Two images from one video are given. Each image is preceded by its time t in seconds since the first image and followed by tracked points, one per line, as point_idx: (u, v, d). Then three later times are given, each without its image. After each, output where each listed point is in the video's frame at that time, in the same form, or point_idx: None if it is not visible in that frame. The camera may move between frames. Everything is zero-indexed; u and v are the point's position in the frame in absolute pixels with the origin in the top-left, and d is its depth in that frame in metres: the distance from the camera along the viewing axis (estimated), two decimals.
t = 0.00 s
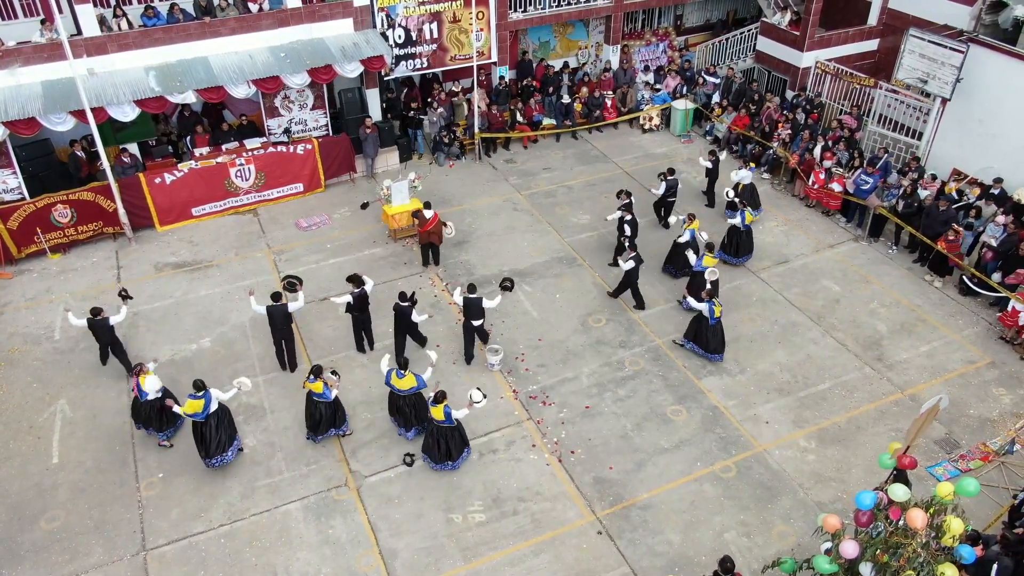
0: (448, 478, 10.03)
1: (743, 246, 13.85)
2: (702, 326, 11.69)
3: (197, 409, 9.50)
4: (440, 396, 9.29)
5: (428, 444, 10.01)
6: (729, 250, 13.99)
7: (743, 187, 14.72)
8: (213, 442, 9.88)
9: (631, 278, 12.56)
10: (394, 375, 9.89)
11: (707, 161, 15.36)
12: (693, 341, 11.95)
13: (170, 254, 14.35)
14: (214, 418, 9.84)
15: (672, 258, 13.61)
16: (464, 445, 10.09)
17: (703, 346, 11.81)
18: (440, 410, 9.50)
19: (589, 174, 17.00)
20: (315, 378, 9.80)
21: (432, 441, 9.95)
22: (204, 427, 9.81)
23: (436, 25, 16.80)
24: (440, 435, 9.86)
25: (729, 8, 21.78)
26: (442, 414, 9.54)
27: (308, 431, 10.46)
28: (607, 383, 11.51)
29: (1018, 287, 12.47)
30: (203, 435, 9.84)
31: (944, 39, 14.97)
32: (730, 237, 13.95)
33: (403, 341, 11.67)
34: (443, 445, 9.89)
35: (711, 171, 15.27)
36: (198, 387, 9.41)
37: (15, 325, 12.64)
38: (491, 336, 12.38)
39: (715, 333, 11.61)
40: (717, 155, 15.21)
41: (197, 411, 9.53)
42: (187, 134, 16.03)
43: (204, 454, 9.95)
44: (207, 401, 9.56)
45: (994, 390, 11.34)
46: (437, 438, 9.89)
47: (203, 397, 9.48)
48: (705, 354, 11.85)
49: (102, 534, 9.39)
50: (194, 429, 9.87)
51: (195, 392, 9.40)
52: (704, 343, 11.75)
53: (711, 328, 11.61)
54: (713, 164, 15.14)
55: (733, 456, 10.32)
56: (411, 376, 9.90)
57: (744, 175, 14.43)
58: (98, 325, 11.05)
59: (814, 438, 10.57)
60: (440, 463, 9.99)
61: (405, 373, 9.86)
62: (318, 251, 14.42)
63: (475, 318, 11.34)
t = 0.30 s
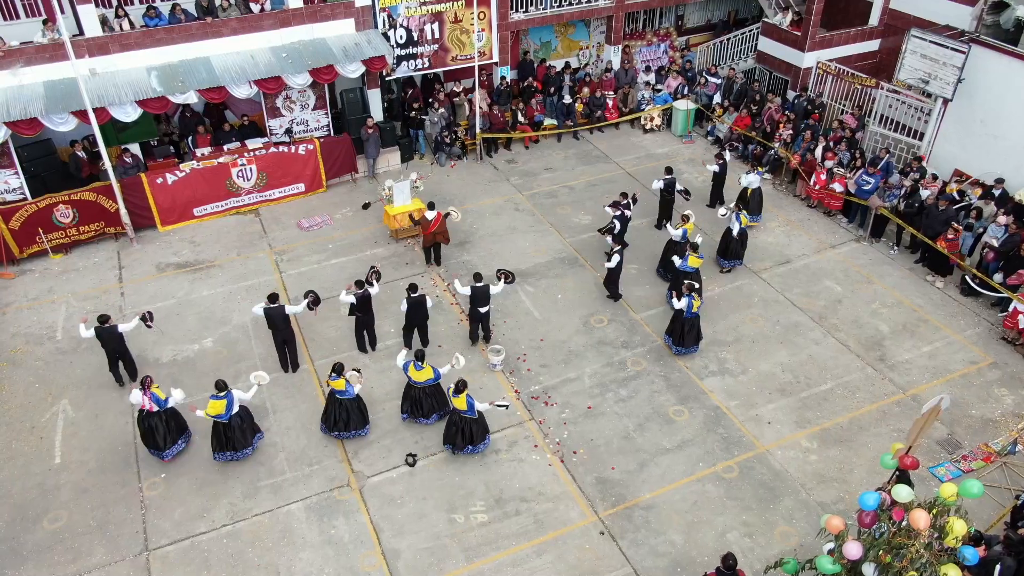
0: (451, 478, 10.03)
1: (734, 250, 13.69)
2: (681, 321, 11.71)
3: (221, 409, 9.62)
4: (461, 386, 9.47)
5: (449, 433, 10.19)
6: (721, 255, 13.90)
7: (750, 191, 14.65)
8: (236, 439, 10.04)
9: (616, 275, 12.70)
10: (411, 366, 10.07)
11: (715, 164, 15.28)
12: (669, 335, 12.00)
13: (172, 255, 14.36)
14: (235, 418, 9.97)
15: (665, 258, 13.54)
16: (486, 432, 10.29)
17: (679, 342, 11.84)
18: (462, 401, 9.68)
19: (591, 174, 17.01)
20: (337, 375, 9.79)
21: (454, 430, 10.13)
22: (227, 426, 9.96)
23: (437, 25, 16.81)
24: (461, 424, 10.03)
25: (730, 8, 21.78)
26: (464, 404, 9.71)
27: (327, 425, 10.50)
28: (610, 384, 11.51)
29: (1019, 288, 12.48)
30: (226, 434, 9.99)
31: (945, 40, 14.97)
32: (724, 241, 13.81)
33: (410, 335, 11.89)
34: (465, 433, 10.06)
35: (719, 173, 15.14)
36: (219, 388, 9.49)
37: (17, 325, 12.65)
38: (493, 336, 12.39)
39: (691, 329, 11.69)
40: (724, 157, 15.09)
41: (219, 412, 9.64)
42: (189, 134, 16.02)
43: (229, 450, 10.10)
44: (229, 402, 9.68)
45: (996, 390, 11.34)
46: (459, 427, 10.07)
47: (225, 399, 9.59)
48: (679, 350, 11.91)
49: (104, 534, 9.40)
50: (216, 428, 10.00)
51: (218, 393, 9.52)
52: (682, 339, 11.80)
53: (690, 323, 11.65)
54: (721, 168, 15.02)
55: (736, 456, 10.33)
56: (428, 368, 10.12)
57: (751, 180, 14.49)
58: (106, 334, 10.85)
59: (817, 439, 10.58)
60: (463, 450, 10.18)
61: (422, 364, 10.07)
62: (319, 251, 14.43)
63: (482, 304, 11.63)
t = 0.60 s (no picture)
0: (453, 478, 10.04)
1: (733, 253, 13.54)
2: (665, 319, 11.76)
3: (240, 417, 9.59)
4: (481, 373, 9.60)
5: (468, 423, 10.21)
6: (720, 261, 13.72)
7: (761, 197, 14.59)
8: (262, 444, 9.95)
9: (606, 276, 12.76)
10: (425, 359, 10.29)
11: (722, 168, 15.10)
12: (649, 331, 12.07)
13: (174, 255, 14.37)
14: (259, 424, 9.88)
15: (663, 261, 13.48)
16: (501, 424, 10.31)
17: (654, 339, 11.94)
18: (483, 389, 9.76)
19: (592, 174, 17.02)
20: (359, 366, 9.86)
21: (472, 420, 10.13)
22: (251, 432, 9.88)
23: (439, 26, 16.81)
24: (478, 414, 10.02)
25: (731, 8, 21.79)
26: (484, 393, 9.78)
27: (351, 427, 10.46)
28: (612, 384, 11.51)
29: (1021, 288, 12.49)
30: (252, 439, 9.90)
31: (947, 40, 14.95)
32: (720, 244, 13.68)
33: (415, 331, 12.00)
34: (483, 425, 10.06)
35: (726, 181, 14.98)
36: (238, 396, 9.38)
37: (19, 325, 12.65)
38: (495, 336, 12.40)
39: (671, 328, 11.76)
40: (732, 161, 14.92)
41: (240, 420, 9.60)
42: (191, 134, 16.03)
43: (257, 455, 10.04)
44: (249, 409, 9.63)
45: (998, 390, 11.35)
46: (476, 416, 10.06)
47: (244, 407, 9.54)
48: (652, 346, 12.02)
49: (108, 534, 9.41)
50: (241, 433, 9.92)
51: (236, 402, 9.45)
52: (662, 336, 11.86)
53: (673, 321, 11.72)
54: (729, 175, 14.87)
55: (738, 456, 10.34)
56: (444, 357, 10.34)
57: (761, 185, 14.36)
58: (115, 351, 10.53)
59: (819, 439, 10.58)
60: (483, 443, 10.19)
61: (437, 355, 10.29)
62: (322, 251, 14.44)
63: (483, 295, 11.90)
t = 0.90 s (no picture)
0: (455, 478, 10.04)
1: (731, 254, 13.52)
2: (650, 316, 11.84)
3: (256, 416, 9.41)
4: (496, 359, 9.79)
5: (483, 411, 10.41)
6: (718, 263, 13.69)
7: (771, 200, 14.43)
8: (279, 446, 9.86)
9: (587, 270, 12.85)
10: (436, 350, 10.43)
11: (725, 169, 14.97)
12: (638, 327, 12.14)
13: (176, 255, 14.38)
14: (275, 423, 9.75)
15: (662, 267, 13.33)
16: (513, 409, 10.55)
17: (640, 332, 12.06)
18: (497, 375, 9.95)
19: (593, 174, 17.03)
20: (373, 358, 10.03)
21: (487, 409, 10.34)
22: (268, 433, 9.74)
23: (441, 26, 16.82)
24: (495, 402, 10.23)
25: (732, 8, 21.80)
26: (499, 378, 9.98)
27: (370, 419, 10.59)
28: (614, 384, 11.52)
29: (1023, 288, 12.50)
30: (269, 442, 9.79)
31: (949, 40, 14.95)
32: (717, 246, 13.65)
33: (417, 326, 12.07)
34: (498, 412, 10.29)
35: (728, 179, 14.84)
36: (251, 396, 9.26)
37: (21, 325, 12.67)
38: (497, 336, 12.41)
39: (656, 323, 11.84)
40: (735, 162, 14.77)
41: (255, 418, 9.43)
42: (193, 134, 16.03)
43: (274, 459, 9.96)
44: (264, 408, 9.47)
45: (999, 391, 11.35)
46: (492, 403, 10.27)
47: (259, 406, 9.38)
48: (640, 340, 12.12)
49: (110, 533, 9.42)
50: (258, 437, 9.80)
51: (252, 400, 9.31)
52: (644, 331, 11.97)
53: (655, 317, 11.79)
54: (733, 173, 14.68)
55: (739, 455, 10.34)
56: (452, 346, 10.45)
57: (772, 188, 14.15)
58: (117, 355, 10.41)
59: (821, 439, 10.59)
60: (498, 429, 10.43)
61: (446, 345, 10.43)
62: (323, 251, 14.45)
63: (482, 284, 12.11)
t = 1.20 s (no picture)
0: (456, 478, 10.06)
1: (726, 251, 13.63)
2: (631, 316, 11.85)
3: (274, 415, 9.44)
4: (508, 351, 10.05)
5: (496, 402, 10.69)
6: (713, 258, 13.80)
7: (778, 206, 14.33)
8: (294, 447, 9.89)
9: (574, 268, 12.94)
10: (444, 343, 10.58)
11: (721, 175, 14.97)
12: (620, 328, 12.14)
13: (177, 255, 14.39)
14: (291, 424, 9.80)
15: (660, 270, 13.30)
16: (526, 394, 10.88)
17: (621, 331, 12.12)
18: (509, 366, 10.23)
19: (594, 174, 17.04)
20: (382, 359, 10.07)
21: (501, 400, 10.63)
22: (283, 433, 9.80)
23: (441, 26, 16.83)
24: (510, 390, 10.54)
25: (733, 9, 21.81)
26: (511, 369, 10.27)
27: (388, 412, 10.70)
28: (614, 383, 11.53)
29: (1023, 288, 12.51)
30: (282, 441, 9.83)
31: (949, 40, 14.97)
32: (712, 242, 13.77)
33: (418, 325, 12.10)
34: (514, 400, 10.61)
35: (724, 185, 14.86)
36: (272, 396, 9.30)
37: (22, 325, 12.68)
38: (497, 336, 12.43)
39: (637, 324, 11.83)
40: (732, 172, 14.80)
41: (272, 418, 9.46)
42: (194, 134, 16.04)
43: (285, 460, 9.96)
44: (283, 407, 9.51)
45: (999, 391, 11.37)
46: (507, 393, 10.56)
47: (277, 406, 9.39)
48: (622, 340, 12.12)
49: (111, 533, 9.44)
50: (271, 436, 9.85)
51: (272, 400, 9.33)
52: (623, 329, 12.03)
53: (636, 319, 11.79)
54: (728, 180, 14.73)
55: (740, 455, 10.36)
56: (461, 341, 10.65)
57: (778, 197, 14.06)
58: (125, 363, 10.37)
59: (821, 438, 10.61)
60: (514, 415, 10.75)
61: (455, 339, 10.62)
62: (324, 251, 14.47)
63: (484, 280, 12.27)
